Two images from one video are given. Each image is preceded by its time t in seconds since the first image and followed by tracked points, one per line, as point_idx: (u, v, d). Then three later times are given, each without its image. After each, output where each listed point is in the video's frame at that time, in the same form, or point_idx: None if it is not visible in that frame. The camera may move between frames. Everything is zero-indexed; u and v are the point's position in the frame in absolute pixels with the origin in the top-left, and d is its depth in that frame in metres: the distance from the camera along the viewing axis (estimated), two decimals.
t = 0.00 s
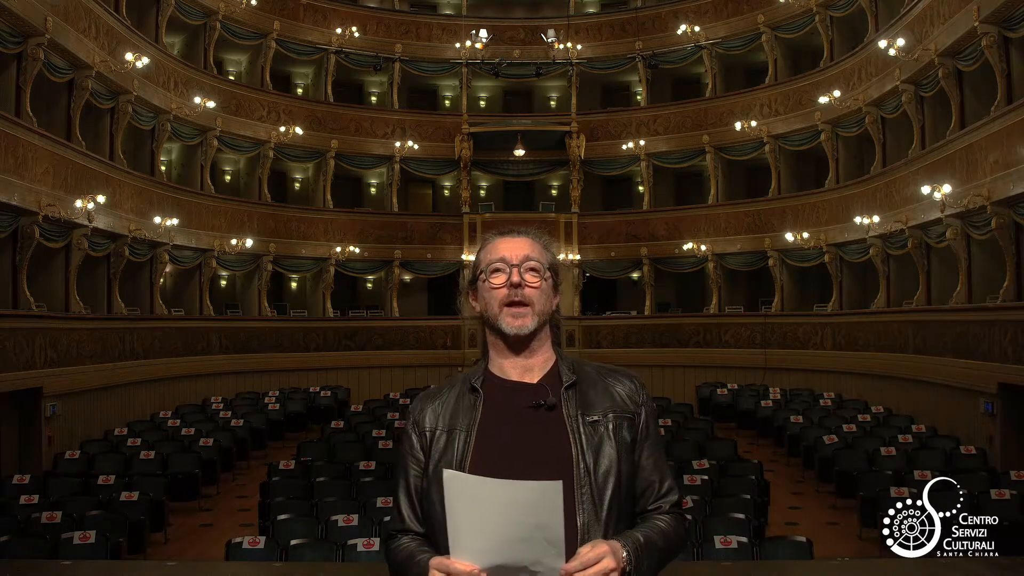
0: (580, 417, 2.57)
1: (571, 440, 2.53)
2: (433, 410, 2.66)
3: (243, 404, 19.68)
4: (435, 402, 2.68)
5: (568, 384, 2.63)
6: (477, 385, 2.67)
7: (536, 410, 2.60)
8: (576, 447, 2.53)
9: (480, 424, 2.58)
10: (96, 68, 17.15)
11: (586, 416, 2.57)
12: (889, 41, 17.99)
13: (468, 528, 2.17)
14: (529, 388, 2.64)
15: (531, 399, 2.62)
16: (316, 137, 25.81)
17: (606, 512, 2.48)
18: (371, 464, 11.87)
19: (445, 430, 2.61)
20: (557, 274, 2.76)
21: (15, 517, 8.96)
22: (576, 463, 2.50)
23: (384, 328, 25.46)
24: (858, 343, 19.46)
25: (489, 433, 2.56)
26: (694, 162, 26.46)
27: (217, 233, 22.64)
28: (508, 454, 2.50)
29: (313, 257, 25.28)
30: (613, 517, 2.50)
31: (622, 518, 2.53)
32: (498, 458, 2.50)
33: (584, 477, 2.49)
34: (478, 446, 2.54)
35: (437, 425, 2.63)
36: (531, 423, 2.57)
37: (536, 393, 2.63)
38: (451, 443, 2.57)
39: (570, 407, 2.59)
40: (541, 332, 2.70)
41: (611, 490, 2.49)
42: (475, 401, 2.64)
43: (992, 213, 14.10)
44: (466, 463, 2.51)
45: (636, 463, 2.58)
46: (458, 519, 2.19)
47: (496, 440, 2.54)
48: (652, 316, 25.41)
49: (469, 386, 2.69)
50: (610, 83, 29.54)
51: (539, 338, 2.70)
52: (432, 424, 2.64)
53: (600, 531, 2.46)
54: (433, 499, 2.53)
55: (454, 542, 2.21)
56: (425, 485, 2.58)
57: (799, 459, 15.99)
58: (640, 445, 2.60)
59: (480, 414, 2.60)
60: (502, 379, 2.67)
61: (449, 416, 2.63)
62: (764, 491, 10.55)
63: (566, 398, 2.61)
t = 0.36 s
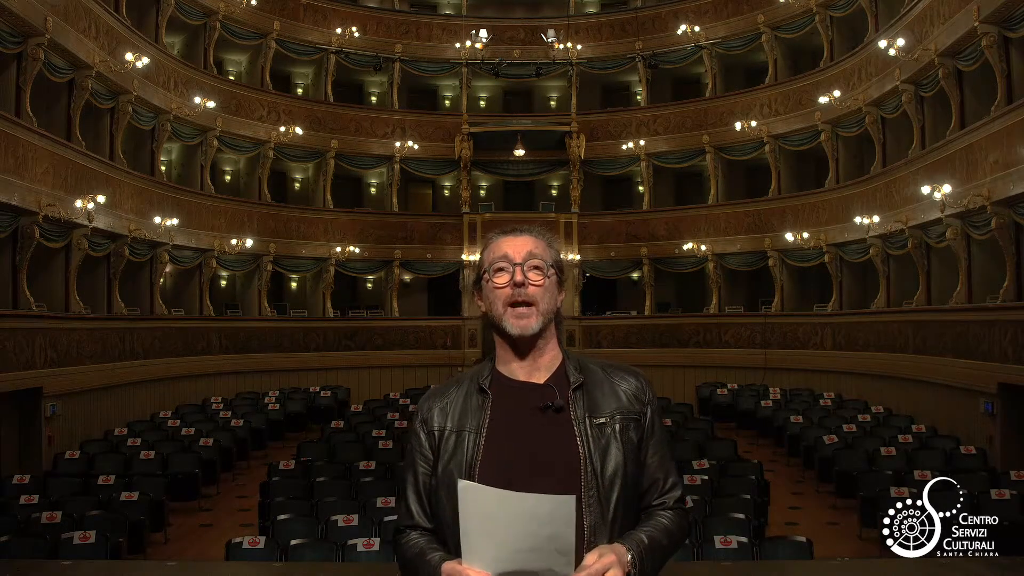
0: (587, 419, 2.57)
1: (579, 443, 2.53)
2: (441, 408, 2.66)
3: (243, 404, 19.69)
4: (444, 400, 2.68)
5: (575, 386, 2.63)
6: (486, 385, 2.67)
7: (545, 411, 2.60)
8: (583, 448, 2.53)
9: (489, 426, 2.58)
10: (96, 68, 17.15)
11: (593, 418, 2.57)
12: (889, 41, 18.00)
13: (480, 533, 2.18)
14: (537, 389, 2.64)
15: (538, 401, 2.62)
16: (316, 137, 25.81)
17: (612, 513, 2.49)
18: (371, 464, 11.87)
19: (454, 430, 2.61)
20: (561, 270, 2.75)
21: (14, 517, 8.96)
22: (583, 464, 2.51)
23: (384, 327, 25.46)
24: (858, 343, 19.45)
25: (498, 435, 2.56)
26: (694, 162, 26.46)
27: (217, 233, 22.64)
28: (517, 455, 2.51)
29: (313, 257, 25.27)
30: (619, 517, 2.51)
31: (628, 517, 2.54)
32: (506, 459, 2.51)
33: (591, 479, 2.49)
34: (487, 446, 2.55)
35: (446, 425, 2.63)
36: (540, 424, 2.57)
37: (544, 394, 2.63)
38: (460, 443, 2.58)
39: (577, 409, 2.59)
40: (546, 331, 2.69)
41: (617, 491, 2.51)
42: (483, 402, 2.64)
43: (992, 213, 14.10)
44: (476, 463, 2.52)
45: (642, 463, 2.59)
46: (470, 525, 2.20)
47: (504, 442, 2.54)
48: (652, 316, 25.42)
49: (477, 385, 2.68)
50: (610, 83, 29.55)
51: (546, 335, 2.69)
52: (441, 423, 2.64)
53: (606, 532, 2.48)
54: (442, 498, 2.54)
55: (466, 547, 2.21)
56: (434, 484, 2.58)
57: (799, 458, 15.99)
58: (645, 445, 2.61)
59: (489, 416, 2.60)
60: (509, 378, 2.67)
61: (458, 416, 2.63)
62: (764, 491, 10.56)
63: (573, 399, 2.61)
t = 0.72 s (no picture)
0: (587, 418, 2.56)
1: (577, 442, 2.53)
2: (446, 404, 2.68)
3: (243, 404, 19.69)
4: (449, 396, 2.69)
5: (577, 384, 2.62)
6: (489, 383, 2.68)
7: (545, 410, 2.59)
8: (581, 448, 2.52)
9: (491, 424, 2.58)
10: (96, 68, 17.15)
11: (593, 417, 2.56)
12: (889, 41, 18.00)
13: (462, 534, 2.19)
14: (539, 388, 2.64)
15: (540, 399, 2.62)
16: (316, 137, 25.81)
17: (610, 513, 2.49)
18: (371, 464, 11.87)
19: (458, 427, 2.62)
20: (559, 266, 2.73)
21: (14, 517, 8.96)
22: (580, 464, 2.50)
23: (384, 328, 25.46)
24: (858, 343, 19.46)
25: (499, 432, 2.57)
26: (694, 162, 26.46)
27: (217, 233, 22.64)
28: (517, 453, 2.52)
29: (313, 257, 25.28)
30: (617, 517, 2.50)
31: (628, 517, 2.53)
32: (506, 457, 2.51)
33: (587, 480, 2.49)
34: (488, 444, 2.56)
35: (450, 422, 2.65)
36: (541, 422, 2.57)
37: (546, 393, 2.63)
38: (463, 441, 2.59)
39: (577, 408, 2.58)
40: (545, 327, 2.68)
41: (615, 491, 2.49)
42: (487, 400, 2.65)
43: (992, 212, 14.10)
44: (478, 460, 2.53)
45: (644, 463, 2.57)
46: (452, 526, 2.20)
47: (505, 440, 2.54)
48: (652, 316, 25.42)
49: (481, 383, 2.70)
50: (610, 83, 29.55)
51: (546, 332, 2.68)
52: (445, 420, 2.66)
53: (603, 533, 2.47)
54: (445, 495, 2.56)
55: (451, 547, 2.23)
56: (439, 480, 2.60)
57: (799, 459, 15.99)
58: (648, 444, 2.58)
59: (491, 413, 2.61)
60: (511, 376, 2.68)
61: (461, 413, 2.65)
62: (763, 491, 10.56)
63: (574, 398, 2.60)
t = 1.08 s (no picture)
0: (586, 419, 2.57)
1: (577, 443, 2.53)
2: (445, 405, 2.68)
3: (243, 404, 19.70)
4: (448, 397, 2.70)
5: (577, 384, 2.63)
6: (489, 385, 2.68)
7: (544, 410, 2.60)
8: (580, 449, 2.52)
9: (490, 424, 2.59)
10: (96, 68, 17.15)
11: (592, 418, 2.57)
12: (889, 41, 18.00)
13: (450, 536, 2.19)
14: (538, 388, 2.64)
15: (540, 399, 2.62)
16: (316, 137, 25.82)
17: (608, 514, 2.49)
18: (371, 464, 11.87)
19: (457, 427, 2.63)
20: (559, 267, 2.73)
21: (14, 517, 8.95)
22: (579, 465, 2.50)
23: (384, 328, 25.47)
24: (858, 343, 19.46)
25: (498, 432, 2.58)
26: (694, 162, 26.45)
27: (217, 233, 22.63)
28: (515, 453, 2.52)
29: (313, 257, 25.29)
30: (615, 518, 2.50)
31: (627, 517, 2.53)
32: (505, 458, 2.52)
33: (586, 481, 2.49)
34: (486, 445, 2.56)
35: (449, 422, 2.65)
36: (541, 423, 2.58)
37: (546, 393, 2.63)
38: (462, 441, 2.60)
39: (577, 409, 2.59)
40: (545, 328, 2.68)
41: (614, 492, 2.49)
42: (486, 401, 2.65)
43: (992, 212, 14.10)
44: (477, 460, 2.54)
45: (643, 463, 2.57)
46: (440, 528, 2.21)
47: (504, 440, 2.55)
48: (652, 316, 25.43)
49: (481, 384, 2.70)
50: (610, 83, 29.55)
51: (548, 333, 2.68)
52: (444, 421, 2.67)
53: (600, 534, 2.47)
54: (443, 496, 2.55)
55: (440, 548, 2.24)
56: (437, 481, 2.60)
57: (799, 458, 15.99)
58: (648, 445, 2.59)
59: (491, 413, 2.62)
60: (512, 376, 2.68)
61: (460, 414, 2.65)
62: (763, 491, 10.56)
63: (574, 399, 2.61)
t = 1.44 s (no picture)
0: (588, 421, 2.57)
1: (579, 446, 2.53)
2: (441, 413, 2.69)
3: (243, 404, 19.70)
4: (444, 404, 2.70)
5: (577, 386, 2.63)
6: (486, 391, 2.68)
7: (545, 413, 2.60)
8: (583, 450, 2.52)
9: (488, 430, 2.60)
10: (96, 68, 17.15)
11: (595, 419, 2.57)
12: (889, 41, 17.99)
13: (472, 528, 2.19)
14: (538, 392, 2.65)
15: (539, 403, 2.63)
16: (316, 137, 25.81)
17: (613, 518, 2.48)
18: (371, 464, 11.86)
19: (454, 434, 2.63)
20: (553, 269, 2.74)
21: (15, 517, 8.96)
22: (583, 467, 2.50)
23: (384, 328, 25.47)
24: (858, 343, 19.46)
25: (497, 437, 2.58)
26: (694, 162, 26.45)
27: (217, 233, 22.63)
28: (516, 457, 2.52)
29: (313, 257, 25.29)
30: (620, 521, 2.50)
31: (633, 520, 2.53)
32: (506, 462, 2.52)
33: (591, 482, 2.49)
34: (485, 451, 2.56)
35: (445, 430, 2.65)
36: (541, 426, 2.58)
37: (545, 397, 2.64)
38: (459, 448, 2.60)
39: (579, 410, 2.59)
40: (542, 333, 2.68)
41: (619, 494, 2.49)
42: (483, 407, 2.65)
43: (992, 212, 14.10)
44: (476, 465, 2.54)
45: (647, 465, 2.57)
46: (461, 520, 2.21)
47: (504, 445, 2.55)
48: (652, 316, 25.43)
49: (478, 390, 2.70)
50: (610, 83, 29.55)
51: (543, 339, 2.69)
52: (441, 428, 2.66)
53: (606, 538, 2.46)
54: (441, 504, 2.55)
55: (457, 545, 2.23)
56: (434, 489, 2.60)
57: (799, 458, 16.00)
58: (651, 447, 2.58)
59: (489, 418, 2.62)
60: (509, 381, 2.68)
61: (457, 421, 2.65)
62: (763, 491, 10.57)
63: (575, 400, 2.61)
